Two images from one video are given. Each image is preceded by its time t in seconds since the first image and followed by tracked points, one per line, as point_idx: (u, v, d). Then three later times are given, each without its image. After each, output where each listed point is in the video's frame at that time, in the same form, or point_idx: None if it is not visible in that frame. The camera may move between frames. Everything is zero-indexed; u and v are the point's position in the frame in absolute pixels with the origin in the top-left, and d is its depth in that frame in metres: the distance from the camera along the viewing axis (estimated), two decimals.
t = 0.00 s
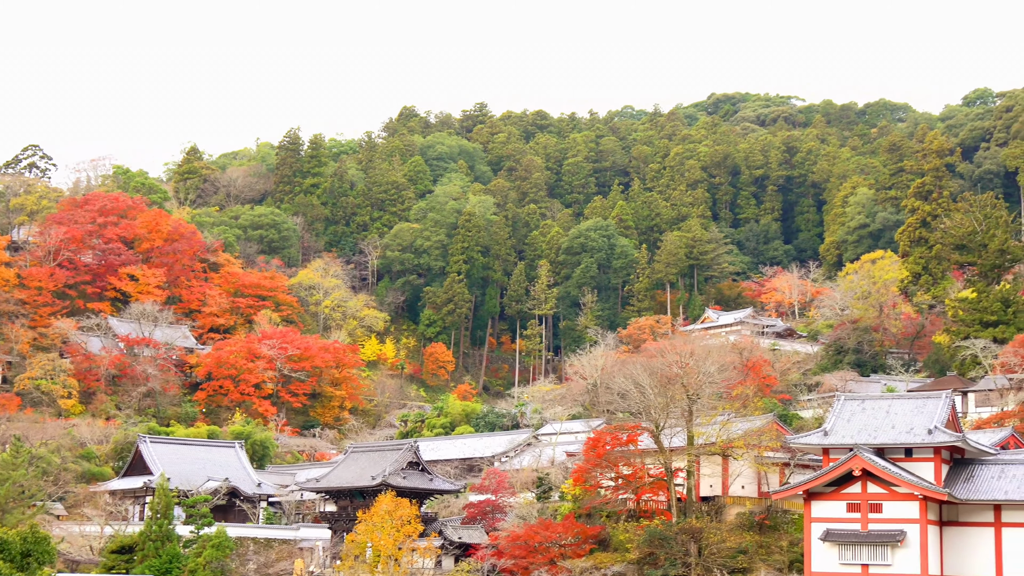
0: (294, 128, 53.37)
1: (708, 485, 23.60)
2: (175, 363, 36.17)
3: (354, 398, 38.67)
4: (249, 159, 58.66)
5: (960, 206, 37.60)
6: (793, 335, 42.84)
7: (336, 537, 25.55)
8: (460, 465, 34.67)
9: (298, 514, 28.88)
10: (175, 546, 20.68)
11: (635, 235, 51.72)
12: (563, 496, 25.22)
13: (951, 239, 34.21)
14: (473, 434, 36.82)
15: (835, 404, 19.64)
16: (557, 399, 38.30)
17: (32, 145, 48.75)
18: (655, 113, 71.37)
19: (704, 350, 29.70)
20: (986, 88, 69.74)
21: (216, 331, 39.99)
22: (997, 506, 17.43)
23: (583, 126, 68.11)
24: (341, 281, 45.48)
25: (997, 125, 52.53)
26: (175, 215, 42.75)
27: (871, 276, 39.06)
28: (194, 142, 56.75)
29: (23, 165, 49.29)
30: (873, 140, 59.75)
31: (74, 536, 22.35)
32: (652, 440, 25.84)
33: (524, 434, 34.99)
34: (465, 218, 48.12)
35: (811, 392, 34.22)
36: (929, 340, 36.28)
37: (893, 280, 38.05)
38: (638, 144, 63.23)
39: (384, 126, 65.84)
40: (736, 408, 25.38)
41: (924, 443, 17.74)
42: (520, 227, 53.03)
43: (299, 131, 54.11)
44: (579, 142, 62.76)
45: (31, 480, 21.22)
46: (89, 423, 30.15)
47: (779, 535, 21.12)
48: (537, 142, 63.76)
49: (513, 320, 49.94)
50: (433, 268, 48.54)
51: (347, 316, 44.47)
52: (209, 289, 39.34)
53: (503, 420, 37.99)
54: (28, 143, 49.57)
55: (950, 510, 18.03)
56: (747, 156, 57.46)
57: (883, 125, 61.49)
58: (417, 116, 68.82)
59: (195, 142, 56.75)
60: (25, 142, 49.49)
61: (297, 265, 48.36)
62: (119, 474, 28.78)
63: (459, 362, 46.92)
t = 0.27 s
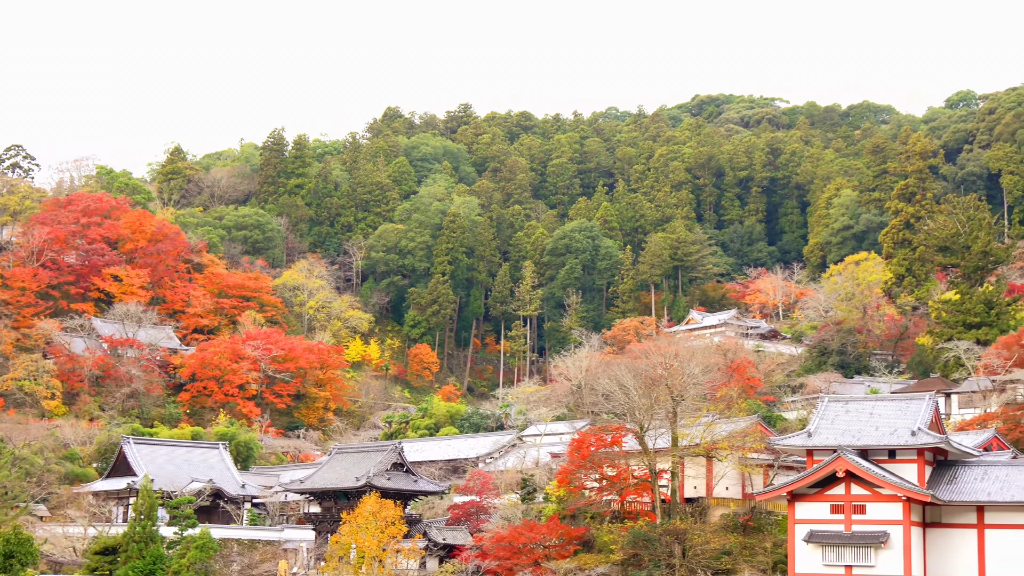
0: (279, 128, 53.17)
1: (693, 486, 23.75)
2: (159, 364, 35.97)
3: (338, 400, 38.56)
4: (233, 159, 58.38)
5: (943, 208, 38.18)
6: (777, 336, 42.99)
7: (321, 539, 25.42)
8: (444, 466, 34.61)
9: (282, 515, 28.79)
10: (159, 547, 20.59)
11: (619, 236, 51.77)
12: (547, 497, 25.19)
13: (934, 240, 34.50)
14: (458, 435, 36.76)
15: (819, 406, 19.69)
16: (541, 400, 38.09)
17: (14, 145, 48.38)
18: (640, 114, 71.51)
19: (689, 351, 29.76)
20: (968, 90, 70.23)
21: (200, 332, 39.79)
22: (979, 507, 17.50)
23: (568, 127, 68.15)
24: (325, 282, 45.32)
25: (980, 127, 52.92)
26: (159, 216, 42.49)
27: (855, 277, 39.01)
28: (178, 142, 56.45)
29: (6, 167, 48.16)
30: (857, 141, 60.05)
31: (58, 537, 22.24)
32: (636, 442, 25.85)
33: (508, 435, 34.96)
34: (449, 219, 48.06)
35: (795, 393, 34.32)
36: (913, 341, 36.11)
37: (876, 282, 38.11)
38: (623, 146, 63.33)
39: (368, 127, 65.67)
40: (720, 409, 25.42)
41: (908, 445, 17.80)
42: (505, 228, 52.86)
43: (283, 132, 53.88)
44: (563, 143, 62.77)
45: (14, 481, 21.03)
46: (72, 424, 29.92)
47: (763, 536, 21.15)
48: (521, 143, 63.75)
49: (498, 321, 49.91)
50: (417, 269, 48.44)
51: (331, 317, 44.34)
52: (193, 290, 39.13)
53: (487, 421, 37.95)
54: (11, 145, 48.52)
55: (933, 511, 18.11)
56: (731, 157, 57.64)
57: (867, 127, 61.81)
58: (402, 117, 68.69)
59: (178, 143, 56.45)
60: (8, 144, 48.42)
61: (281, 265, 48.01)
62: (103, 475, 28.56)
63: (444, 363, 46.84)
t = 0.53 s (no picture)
0: (262, 126, 52.93)
1: (677, 484, 23.86)
2: (142, 362, 35.70)
3: (322, 398, 38.45)
4: (217, 157, 58.08)
5: (926, 207, 38.37)
6: (760, 335, 43.13)
7: (304, 537, 25.30)
8: (428, 464, 34.54)
9: (265, 513, 28.69)
10: (142, 546, 20.50)
11: (603, 235, 51.79)
12: (531, 495, 25.19)
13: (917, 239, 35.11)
14: (441, 434, 36.70)
15: (802, 405, 19.77)
16: (526, 398, 38.85)
17: None
18: (624, 113, 71.59)
19: (672, 350, 29.82)
20: (951, 90, 70.66)
21: (184, 330, 39.55)
22: (961, 505, 17.62)
23: (552, 125, 68.17)
24: (309, 280, 45.15)
25: (963, 127, 53.25)
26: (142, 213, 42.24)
27: (838, 276, 38.94)
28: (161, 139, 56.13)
29: None
30: (840, 141, 60.33)
31: (39, 537, 22.24)
32: (620, 441, 25.86)
33: (492, 434, 34.94)
34: (433, 217, 47.98)
35: (778, 392, 34.44)
36: (896, 340, 36.54)
37: (859, 280, 38.17)
38: (607, 145, 63.40)
39: (352, 125, 65.46)
40: (703, 407, 25.50)
41: (890, 443, 17.89)
42: (489, 227, 52.90)
43: (267, 130, 53.64)
44: (547, 142, 62.75)
45: None
46: (55, 422, 29.68)
47: (746, 534, 21.19)
48: (505, 141, 63.70)
49: (481, 320, 49.87)
50: (401, 267, 48.35)
51: (315, 315, 44.18)
52: (177, 288, 38.96)
53: (471, 420, 37.93)
54: None
55: (915, 509, 18.22)
56: (715, 156, 57.81)
57: (850, 126, 62.11)
58: (386, 115, 68.53)
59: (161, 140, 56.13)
60: None
61: (265, 264, 47.69)
62: (85, 473, 28.33)
63: (427, 361, 46.75)
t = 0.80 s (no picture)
0: (247, 124, 52.68)
1: (660, 483, 23.79)
2: (126, 360, 35.48)
3: (306, 396, 38.32)
4: (201, 155, 57.80)
5: (910, 206, 38.50)
6: (744, 333, 43.25)
7: (288, 535, 25.22)
8: (412, 463, 34.47)
9: (249, 511, 28.65)
10: (125, 545, 20.39)
11: (588, 233, 51.80)
12: (515, 494, 25.18)
13: (901, 238, 35.10)
14: (426, 432, 36.63)
15: (786, 403, 19.83)
16: (511, 397, 38.72)
17: None
18: (609, 111, 71.69)
19: (657, 348, 29.90)
20: (934, 89, 71.10)
21: (167, 329, 39.33)
22: (944, 503, 17.71)
23: (537, 124, 68.17)
24: (293, 279, 44.99)
25: (946, 126, 53.56)
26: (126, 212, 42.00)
27: (823, 274, 39.01)
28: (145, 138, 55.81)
29: None
30: (824, 140, 60.57)
31: (23, 535, 21.97)
32: (604, 439, 25.88)
33: (477, 432, 34.91)
34: (418, 216, 47.89)
35: (762, 390, 34.55)
36: (880, 338, 36.73)
37: (843, 279, 38.45)
38: (591, 143, 63.45)
39: (337, 123, 65.26)
40: (687, 406, 25.54)
41: (874, 441, 17.99)
42: (474, 225, 52.87)
43: (252, 128, 53.39)
44: (532, 140, 62.73)
45: None
46: (38, 420, 29.45)
47: (730, 533, 21.25)
48: (490, 140, 63.65)
49: (466, 318, 49.81)
50: (385, 266, 48.28)
51: (299, 313, 44.03)
52: (160, 287, 38.77)
53: (455, 418, 37.88)
54: None
55: (899, 507, 18.30)
56: (699, 155, 57.95)
57: (834, 125, 62.35)
58: (370, 113, 68.35)
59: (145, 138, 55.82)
60: None
61: (249, 262, 47.43)
62: (69, 472, 28.11)
63: (412, 360, 46.64)
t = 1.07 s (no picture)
0: (231, 123, 52.43)
1: (644, 482, 23.83)
2: (109, 359, 35.28)
3: (291, 395, 38.19)
4: (185, 154, 57.48)
5: (892, 205, 38.69)
6: (728, 332, 43.40)
7: (272, 534, 25.14)
8: (397, 461, 34.43)
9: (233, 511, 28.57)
10: (109, 543, 20.30)
11: (573, 232, 51.82)
12: (499, 492, 25.15)
13: (885, 237, 35.52)
14: (410, 431, 36.58)
15: (770, 402, 19.88)
16: (494, 396, 38.66)
17: None
18: (593, 110, 71.77)
19: (641, 347, 29.95)
20: (917, 89, 71.52)
21: (151, 328, 39.13)
22: (927, 501, 17.82)
23: (521, 123, 68.16)
24: (277, 277, 44.81)
25: (928, 126, 53.88)
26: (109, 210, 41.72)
27: (806, 274, 39.65)
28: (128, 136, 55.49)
29: None
30: (808, 139, 60.83)
31: (5, 534, 21.73)
32: (589, 438, 25.88)
33: (461, 431, 34.86)
34: (402, 214, 47.82)
35: (746, 389, 34.67)
36: (863, 337, 36.54)
37: (827, 278, 38.81)
38: (576, 142, 63.50)
39: (321, 122, 65.06)
40: (671, 405, 25.57)
41: (857, 440, 18.06)
42: (458, 224, 52.82)
43: (236, 126, 53.14)
44: (517, 139, 62.72)
45: None
46: (20, 419, 29.21)
47: (714, 531, 21.32)
48: (474, 138, 63.61)
49: (450, 317, 49.73)
50: (370, 265, 48.16)
51: (283, 312, 43.86)
52: (144, 285, 38.50)
53: (439, 417, 37.85)
54: None
55: (882, 506, 18.39)
56: (683, 154, 58.12)
57: (818, 124, 62.61)
58: (354, 112, 68.15)
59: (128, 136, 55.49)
60: None
61: (233, 262, 46.98)
62: (52, 471, 27.89)
63: (396, 359, 46.55)
